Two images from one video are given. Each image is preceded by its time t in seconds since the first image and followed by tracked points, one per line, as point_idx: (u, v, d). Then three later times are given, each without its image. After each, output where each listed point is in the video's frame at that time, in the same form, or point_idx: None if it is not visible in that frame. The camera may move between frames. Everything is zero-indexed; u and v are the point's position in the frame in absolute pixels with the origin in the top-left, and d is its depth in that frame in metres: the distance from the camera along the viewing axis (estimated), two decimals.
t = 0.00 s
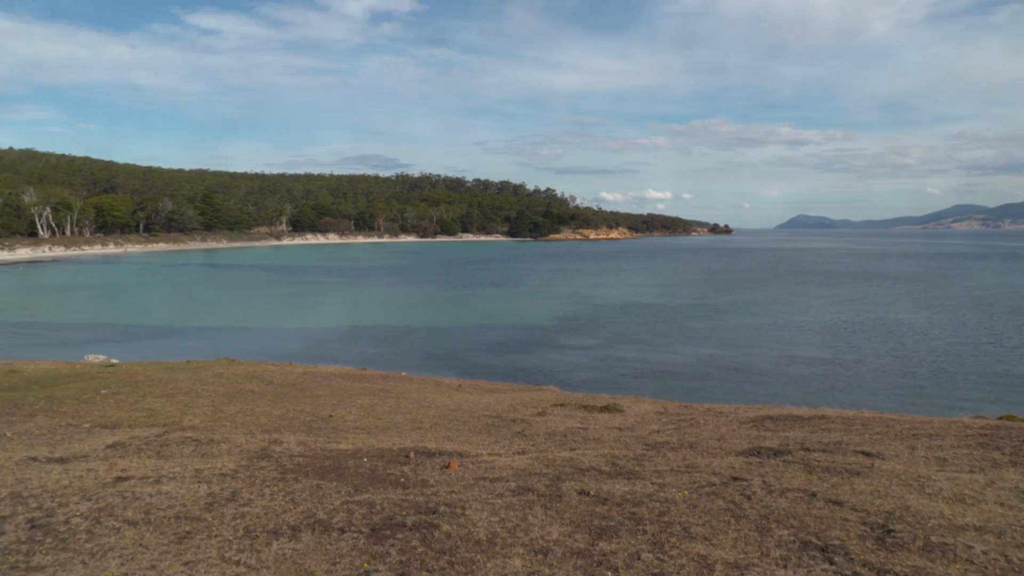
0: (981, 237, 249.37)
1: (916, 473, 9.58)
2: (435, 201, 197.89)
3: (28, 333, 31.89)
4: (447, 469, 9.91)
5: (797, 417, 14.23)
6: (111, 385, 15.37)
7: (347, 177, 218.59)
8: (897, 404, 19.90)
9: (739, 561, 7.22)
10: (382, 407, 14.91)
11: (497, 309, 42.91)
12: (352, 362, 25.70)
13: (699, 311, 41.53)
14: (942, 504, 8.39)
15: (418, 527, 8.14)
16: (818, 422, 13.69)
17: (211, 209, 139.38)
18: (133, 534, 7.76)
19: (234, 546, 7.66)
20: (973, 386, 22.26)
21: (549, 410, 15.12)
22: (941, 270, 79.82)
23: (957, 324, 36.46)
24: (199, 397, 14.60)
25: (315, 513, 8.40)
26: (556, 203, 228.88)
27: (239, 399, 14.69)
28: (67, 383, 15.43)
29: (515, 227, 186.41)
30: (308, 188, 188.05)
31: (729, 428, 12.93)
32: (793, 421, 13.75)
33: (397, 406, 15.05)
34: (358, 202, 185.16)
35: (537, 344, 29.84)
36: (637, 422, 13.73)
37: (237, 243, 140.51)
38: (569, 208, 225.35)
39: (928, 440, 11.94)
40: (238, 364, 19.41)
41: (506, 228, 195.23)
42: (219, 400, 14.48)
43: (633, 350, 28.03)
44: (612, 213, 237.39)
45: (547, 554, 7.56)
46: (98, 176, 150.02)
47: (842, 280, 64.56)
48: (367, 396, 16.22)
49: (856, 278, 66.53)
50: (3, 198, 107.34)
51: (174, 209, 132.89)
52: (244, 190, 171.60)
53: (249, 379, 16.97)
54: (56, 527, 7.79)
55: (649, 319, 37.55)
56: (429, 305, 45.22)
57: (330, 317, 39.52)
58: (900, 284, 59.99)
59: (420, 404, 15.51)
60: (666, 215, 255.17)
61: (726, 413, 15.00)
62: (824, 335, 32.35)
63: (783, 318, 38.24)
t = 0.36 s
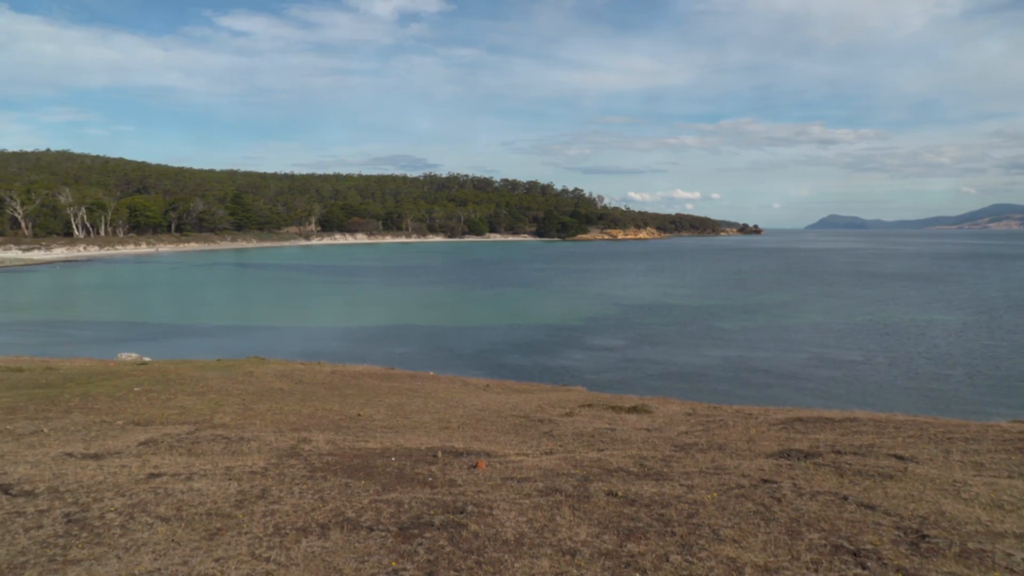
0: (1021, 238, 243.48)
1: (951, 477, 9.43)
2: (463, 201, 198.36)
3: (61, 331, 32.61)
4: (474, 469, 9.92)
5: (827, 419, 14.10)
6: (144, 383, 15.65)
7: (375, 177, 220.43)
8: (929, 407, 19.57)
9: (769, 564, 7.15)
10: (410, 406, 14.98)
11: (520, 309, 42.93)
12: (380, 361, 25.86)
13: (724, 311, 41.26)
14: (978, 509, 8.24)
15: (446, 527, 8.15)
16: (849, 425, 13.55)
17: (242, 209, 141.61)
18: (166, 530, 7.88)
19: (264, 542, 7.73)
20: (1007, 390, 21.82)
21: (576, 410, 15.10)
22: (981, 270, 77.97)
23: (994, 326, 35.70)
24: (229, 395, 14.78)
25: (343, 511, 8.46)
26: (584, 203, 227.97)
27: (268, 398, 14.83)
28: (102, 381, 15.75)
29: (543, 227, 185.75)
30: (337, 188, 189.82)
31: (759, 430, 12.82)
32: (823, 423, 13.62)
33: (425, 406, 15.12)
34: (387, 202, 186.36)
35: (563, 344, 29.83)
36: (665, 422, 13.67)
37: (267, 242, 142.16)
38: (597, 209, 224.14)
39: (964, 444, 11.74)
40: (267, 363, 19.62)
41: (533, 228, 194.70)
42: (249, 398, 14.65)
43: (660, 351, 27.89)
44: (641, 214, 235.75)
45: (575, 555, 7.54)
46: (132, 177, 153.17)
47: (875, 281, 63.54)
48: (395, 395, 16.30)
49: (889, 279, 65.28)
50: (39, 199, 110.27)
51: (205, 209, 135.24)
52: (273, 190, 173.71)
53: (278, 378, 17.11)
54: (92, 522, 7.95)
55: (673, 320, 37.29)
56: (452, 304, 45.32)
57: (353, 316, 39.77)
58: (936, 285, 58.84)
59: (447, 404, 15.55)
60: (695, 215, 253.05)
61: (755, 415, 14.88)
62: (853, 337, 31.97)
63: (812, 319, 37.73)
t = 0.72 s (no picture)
0: None
1: (987, 483, 9.26)
2: (491, 201, 198.70)
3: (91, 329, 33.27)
4: (501, 469, 9.93)
5: (859, 422, 13.92)
6: (175, 381, 15.88)
7: (403, 178, 221.87)
8: (961, 410, 19.21)
9: (799, 567, 7.08)
10: (438, 406, 15.03)
11: (542, 309, 42.94)
12: (406, 360, 26.04)
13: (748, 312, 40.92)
14: (1016, 516, 8.07)
15: (473, 526, 8.17)
16: (882, 428, 13.37)
17: (271, 209, 143.42)
18: (197, 526, 7.97)
19: (293, 539, 7.81)
20: None
21: (604, 411, 15.06)
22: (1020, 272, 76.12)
23: None
24: (259, 394, 14.95)
25: (371, 510, 8.50)
26: (612, 203, 227.04)
27: (297, 397, 14.97)
28: (134, 378, 16.02)
29: (570, 227, 185.13)
30: (365, 188, 191.39)
31: (788, 432, 12.70)
32: (855, 426, 13.45)
33: (452, 405, 15.15)
34: (415, 202, 187.39)
35: (588, 344, 29.81)
36: (693, 424, 13.59)
37: (295, 242, 143.70)
38: (625, 208, 223.05)
39: (1002, 449, 11.51)
40: (297, 362, 19.84)
41: (560, 228, 194.08)
42: (277, 397, 14.80)
43: (686, 351, 27.75)
44: (668, 214, 234.20)
45: (602, 556, 7.52)
46: (164, 177, 156.11)
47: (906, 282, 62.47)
48: (422, 394, 16.36)
49: (924, 280, 63.80)
50: (75, 199, 112.98)
51: (235, 209, 137.08)
52: (302, 191, 175.67)
53: (307, 377, 17.27)
54: (125, 517, 8.08)
55: (697, 321, 36.99)
56: (474, 304, 45.44)
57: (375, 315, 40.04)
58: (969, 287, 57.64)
59: (475, 403, 15.58)
60: (724, 215, 250.56)
61: (785, 417, 14.76)
62: (881, 338, 31.53)
63: (840, 321, 37.25)
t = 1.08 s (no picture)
0: None
1: None
2: (518, 201, 198.70)
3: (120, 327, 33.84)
4: (528, 469, 9.93)
5: (891, 425, 13.74)
6: (205, 379, 16.08)
7: (429, 178, 223.07)
8: (993, 414, 18.86)
9: (830, 571, 7.00)
10: (464, 406, 15.07)
11: (563, 309, 42.93)
12: (432, 360, 26.20)
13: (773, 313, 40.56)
14: None
15: (500, 526, 8.17)
16: (915, 431, 13.17)
17: (299, 209, 144.88)
18: (226, 523, 8.04)
19: (321, 537, 7.86)
20: None
21: (631, 412, 15.01)
22: None
23: None
24: (287, 392, 15.08)
25: (398, 509, 8.53)
26: (639, 203, 225.92)
27: (325, 396, 15.09)
28: (165, 376, 16.25)
29: (597, 227, 184.31)
30: (392, 189, 192.64)
31: (818, 435, 12.57)
32: (886, 430, 13.27)
33: (479, 405, 15.18)
34: (442, 202, 188.08)
35: (613, 344, 29.77)
36: (721, 425, 13.50)
37: (323, 242, 144.99)
38: (652, 208, 221.71)
39: None
40: (325, 361, 20.03)
41: (587, 228, 193.28)
42: (306, 395, 14.93)
43: (712, 352, 27.58)
44: (695, 214, 232.44)
45: (630, 557, 7.49)
46: (195, 178, 158.78)
47: (938, 283, 61.30)
48: (449, 394, 16.40)
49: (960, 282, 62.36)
50: (108, 199, 115.42)
51: (263, 210, 138.15)
52: (330, 191, 177.37)
53: (335, 376, 17.40)
54: (157, 514, 8.18)
55: (721, 322, 36.68)
56: (495, 304, 45.53)
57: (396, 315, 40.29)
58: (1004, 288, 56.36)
59: (501, 404, 15.60)
60: (753, 215, 247.55)
61: (815, 419, 14.61)
62: (909, 340, 31.06)
63: (868, 322, 36.76)
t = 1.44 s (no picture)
0: None
1: None
2: (544, 202, 198.61)
3: (149, 326, 34.35)
4: (555, 470, 9.92)
5: (924, 429, 13.54)
6: (233, 377, 16.28)
7: (456, 178, 224.09)
8: None
9: None
10: (491, 405, 15.10)
11: (585, 309, 42.87)
12: (458, 359, 26.36)
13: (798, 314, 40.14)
14: None
15: (526, 526, 8.17)
16: (949, 435, 12.96)
17: (326, 209, 146.27)
18: (255, 521, 8.11)
19: (349, 535, 7.92)
20: None
21: (658, 413, 14.95)
22: None
23: None
24: (314, 391, 15.23)
25: (425, 509, 8.55)
26: (666, 203, 224.55)
27: (352, 394, 15.19)
28: (195, 374, 16.50)
29: (624, 227, 183.44)
30: (419, 189, 193.60)
31: (848, 437, 12.42)
32: (918, 433, 13.09)
33: (505, 405, 15.20)
34: (469, 202, 188.64)
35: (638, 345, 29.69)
36: (749, 427, 13.40)
37: (350, 242, 146.08)
38: (679, 208, 220.26)
39: None
40: (352, 361, 20.22)
41: (614, 228, 192.46)
42: (333, 394, 15.06)
43: (738, 353, 27.39)
44: (722, 214, 230.54)
45: (657, 559, 7.46)
46: (224, 179, 161.17)
47: (972, 284, 60.05)
48: (475, 394, 16.44)
49: (994, 283, 61.05)
50: (140, 200, 117.67)
51: (292, 210, 140.72)
52: (358, 191, 178.77)
53: (361, 376, 17.51)
54: (187, 510, 8.27)
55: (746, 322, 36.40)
56: (517, 304, 45.57)
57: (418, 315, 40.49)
58: None
59: (528, 403, 15.62)
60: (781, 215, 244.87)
61: (844, 422, 14.47)
62: (938, 342, 30.55)
63: (896, 324, 36.20)
